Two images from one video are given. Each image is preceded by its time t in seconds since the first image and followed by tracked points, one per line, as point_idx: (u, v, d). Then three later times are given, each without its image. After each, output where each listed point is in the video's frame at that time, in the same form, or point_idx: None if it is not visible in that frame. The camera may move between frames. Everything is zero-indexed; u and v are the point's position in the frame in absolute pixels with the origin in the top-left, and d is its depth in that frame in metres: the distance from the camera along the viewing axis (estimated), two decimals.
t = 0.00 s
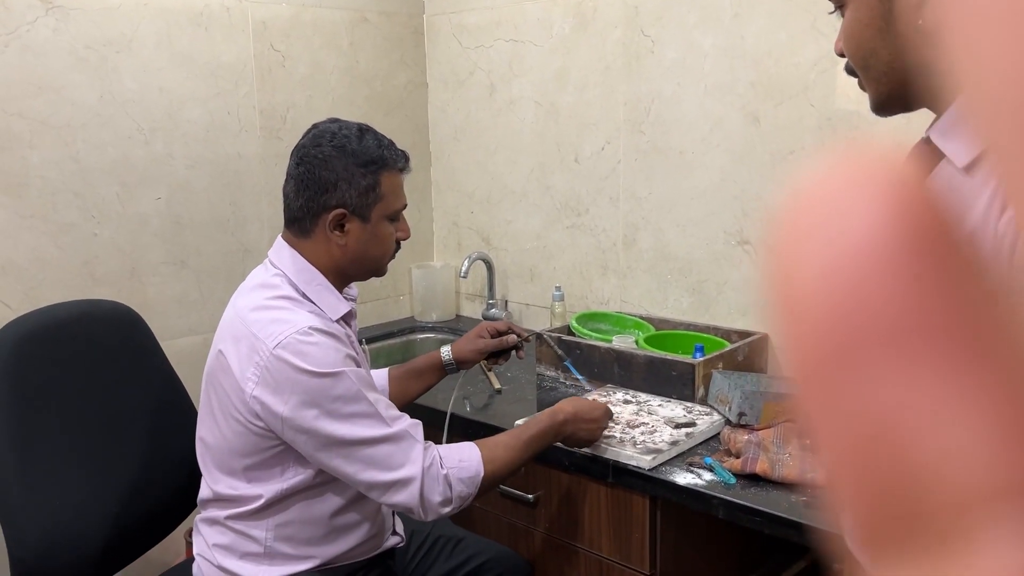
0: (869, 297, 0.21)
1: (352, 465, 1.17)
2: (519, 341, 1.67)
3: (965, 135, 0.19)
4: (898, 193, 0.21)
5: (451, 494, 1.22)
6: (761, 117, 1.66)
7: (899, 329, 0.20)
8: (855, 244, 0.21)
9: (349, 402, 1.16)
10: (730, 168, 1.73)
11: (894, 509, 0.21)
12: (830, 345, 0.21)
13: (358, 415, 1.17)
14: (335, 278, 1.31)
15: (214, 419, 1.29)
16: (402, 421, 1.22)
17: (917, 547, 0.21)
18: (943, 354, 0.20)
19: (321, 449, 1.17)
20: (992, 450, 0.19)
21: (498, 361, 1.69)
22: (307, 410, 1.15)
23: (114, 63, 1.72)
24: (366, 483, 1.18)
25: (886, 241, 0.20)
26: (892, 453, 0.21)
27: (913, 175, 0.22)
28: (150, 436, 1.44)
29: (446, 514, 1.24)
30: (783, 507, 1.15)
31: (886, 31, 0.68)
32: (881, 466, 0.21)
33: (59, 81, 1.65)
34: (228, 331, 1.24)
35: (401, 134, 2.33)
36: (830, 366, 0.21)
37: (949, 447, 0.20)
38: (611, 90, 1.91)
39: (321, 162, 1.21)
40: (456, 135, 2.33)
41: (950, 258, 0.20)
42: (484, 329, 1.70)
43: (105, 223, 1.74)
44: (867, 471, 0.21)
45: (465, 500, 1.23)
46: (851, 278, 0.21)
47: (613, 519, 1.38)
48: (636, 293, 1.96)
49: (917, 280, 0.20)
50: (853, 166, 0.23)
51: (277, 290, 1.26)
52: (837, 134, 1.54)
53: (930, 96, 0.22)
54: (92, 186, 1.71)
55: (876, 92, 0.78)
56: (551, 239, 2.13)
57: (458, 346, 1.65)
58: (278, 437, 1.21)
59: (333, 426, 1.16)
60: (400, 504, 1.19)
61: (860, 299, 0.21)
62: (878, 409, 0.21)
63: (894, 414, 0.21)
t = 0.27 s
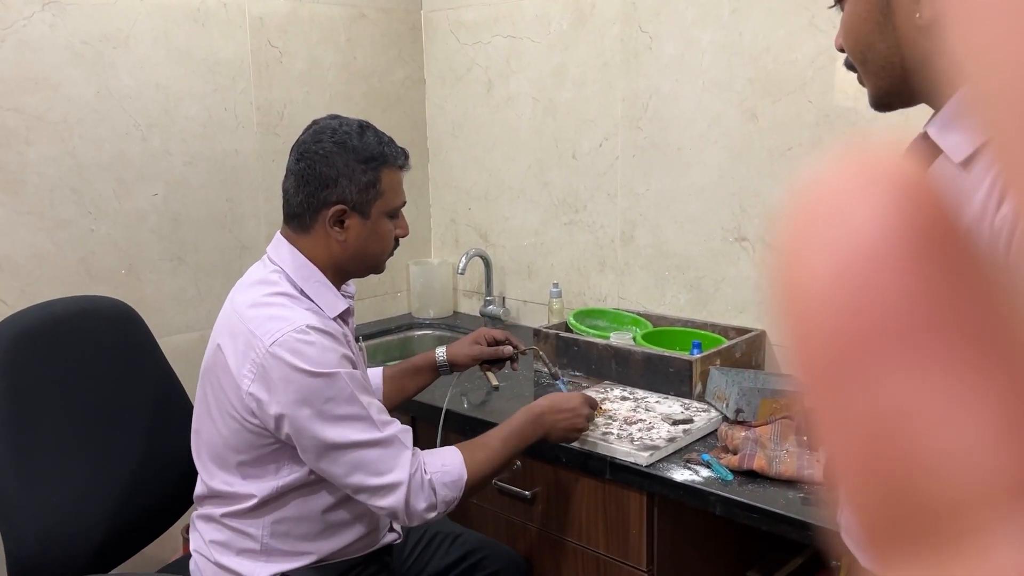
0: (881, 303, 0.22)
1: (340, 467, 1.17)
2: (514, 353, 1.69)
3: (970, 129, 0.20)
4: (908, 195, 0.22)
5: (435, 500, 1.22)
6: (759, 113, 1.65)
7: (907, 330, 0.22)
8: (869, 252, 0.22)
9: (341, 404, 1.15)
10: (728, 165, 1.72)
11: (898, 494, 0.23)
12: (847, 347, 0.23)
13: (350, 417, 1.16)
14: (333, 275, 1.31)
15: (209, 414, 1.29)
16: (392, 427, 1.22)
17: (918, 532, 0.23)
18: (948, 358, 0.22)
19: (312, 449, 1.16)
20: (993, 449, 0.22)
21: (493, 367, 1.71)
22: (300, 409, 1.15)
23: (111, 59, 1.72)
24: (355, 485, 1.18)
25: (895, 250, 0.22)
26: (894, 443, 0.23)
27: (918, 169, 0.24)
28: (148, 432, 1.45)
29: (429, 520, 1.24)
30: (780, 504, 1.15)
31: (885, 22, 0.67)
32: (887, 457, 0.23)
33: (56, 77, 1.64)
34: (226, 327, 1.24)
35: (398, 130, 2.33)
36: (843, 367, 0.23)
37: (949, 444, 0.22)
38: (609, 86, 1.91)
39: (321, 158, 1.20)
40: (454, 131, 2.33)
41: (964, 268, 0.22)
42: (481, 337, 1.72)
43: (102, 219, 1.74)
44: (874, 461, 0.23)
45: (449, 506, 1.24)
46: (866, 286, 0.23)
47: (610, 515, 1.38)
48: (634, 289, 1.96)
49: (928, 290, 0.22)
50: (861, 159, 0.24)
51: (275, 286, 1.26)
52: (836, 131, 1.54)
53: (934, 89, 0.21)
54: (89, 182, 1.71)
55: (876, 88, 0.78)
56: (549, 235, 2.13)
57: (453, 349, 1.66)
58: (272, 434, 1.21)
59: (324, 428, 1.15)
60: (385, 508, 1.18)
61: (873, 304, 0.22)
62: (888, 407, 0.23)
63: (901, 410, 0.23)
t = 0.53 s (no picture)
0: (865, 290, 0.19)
1: (339, 465, 1.17)
2: (514, 337, 1.66)
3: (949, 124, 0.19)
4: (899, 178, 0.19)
5: (438, 496, 1.22)
6: (759, 111, 1.65)
7: (893, 318, 0.19)
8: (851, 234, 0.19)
9: (340, 400, 1.15)
10: (728, 163, 1.72)
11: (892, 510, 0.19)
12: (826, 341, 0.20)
13: (349, 413, 1.16)
14: (331, 273, 1.31)
15: (208, 413, 1.29)
16: (393, 421, 1.22)
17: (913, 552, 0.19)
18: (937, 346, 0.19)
19: (311, 447, 1.16)
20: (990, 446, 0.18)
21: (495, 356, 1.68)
22: (298, 406, 1.15)
23: (110, 57, 1.71)
24: (355, 482, 1.17)
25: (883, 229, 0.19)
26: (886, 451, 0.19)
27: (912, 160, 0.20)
28: (146, 431, 1.44)
29: (432, 515, 1.24)
30: (781, 502, 1.15)
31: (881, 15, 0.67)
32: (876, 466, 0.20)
33: (55, 75, 1.64)
34: (223, 325, 1.24)
35: (398, 129, 2.33)
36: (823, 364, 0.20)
37: (942, 446, 0.19)
38: (608, 85, 1.91)
39: (319, 155, 1.20)
40: (453, 130, 2.33)
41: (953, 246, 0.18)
42: (479, 325, 1.71)
43: (101, 218, 1.74)
44: (860, 472, 0.20)
45: (451, 502, 1.24)
46: (850, 267, 0.19)
47: (610, 513, 1.38)
48: (633, 287, 1.95)
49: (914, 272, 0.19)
50: (846, 145, 0.21)
51: (273, 284, 1.26)
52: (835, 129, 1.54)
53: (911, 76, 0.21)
54: (88, 180, 1.71)
55: (875, 82, 0.78)
56: (548, 233, 2.13)
57: (453, 341, 1.65)
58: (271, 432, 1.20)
59: (323, 425, 1.15)
60: (386, 504, 1.18)
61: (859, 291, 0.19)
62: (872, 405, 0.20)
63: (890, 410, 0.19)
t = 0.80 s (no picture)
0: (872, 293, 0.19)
1: (338, 464, 1.17)
2: (514, 340, 1.67)
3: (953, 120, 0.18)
4: (905, 185, 0.19)
5: (435, 494, 1.22)
6: (758, 110, 1.65)
7: (899, 321, 0.19)
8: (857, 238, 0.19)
9: (340, 400, 1.15)
10: (727, 162, 1.72)
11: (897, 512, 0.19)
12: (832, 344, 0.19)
13: (348, 413, 1.16)
14: (331, 272, 1.31)
15: (207, 411, 1.28)
16: (391, 421, 1.22)
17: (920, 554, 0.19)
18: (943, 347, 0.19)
19: (310, 445, 1.16)
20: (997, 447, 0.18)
21: (494, 357, 1.69)
22: (297, 405, 1.15)
23: (108, 55, 1.71)
24: (354, 481, 1.17)
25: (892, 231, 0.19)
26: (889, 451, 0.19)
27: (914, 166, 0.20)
28: (145, 430, 1.44)
29: (429, 514, 1.24)
30: (779, 501, 1.15)
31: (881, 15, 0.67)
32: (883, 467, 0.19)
33: (54, 73, 1.64)
34: (222, 324, 1.24)
35: (397, 128, 2.32)
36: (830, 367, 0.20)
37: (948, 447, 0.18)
38: (607, 83, 1.91)
39: (319, 154, 1.20)
40: (452, 129, 2.33)
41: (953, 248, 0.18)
42: (480, 327, 1.71)
43: (100, 216, 1.74)
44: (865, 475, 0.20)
45: (448, 498, 1.24)
46: (856, 270, 0.19)
47: (609, 512, 1.38)
48: (632, 286, 1.95)
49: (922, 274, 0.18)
50: (849, 148, 0.21)
51: (272, 283, 1.26)
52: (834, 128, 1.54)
53: (911, 73, 0.21)
54: (87, 179, 1.71)
55: (875, 82, 0.78)
56: (547, 232, 2.13)
57: (452, 342, 1.65)
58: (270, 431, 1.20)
59: (323, 424, 1.15)
60: (385, 502, 1.18)
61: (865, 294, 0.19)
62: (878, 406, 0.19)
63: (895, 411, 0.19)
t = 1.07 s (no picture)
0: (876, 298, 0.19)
1: (335, 465, 1.17)
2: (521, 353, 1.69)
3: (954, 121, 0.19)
4: (912, 189, 0.19)
5: (430, 500, 1.22)
6: (758, 109, 1.65)
7: (905, 324, 0.18)
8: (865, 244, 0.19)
9: (338, 401, 1.15)
10: (728, 161, 1.72)
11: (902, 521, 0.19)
12: (839, 350, 0.19)
13: (345, 415, 1.16)
14: (332, 271, 1.31)
15: (207, 410, 1.29)
16: (387, 425, 1.21)
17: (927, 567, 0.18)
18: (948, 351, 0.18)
19: (306, 447, 1.16)
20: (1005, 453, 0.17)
21: (500, 367, 1.70)
22: (295, 406, 1.15)
23: (109, 55, 1.71)
24: (350, 482, 1.18)
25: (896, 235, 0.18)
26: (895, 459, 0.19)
27: (919, 172, 0.20)
28: (146, 429, 1.44)
29: (424, 519, 1.24)
30: (780, 500, 1.15)
31: (884, 15, 0.67)
32: (889, 475, 0.19)
33: (54, 73, 1.64)
34: (224, 323, 1.24)
35: (397, 127, 2.32)
36: (836, 373, 0.19)
37: (952, 454, 0.18)
38: (607, 82, 1.91)
39: (322, 153, 1.20)
40: (453, 128, 2.33)
41: (963, 250, 0.18)
42: (487, 337, 1.72)
43: (101, 216, 1.73)
44: (871, 480, 0.19)
45: (442, 506, 1.24)
46: (862, 273, 0.19)
47: (610, 510, 1.38)
48: (633, 285, 1.96)
49: (927, 277, 0.18)
50: (855, 154, 0.21)
51: (274, 282, 1.26)
52: (835, 128, 1.54)
53: (920, 76, 0.21)
54: (87, 178, 1.71)
55: (875, 81, 0.78)
56: (548, 231, 2.13)
57: (459, 349, 1.66)
58: (269, 431, 1.20)
59: (321, 425, 1.15)
60: (379, 506, 1.18)
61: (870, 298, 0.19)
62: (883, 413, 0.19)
63: (900, 417, 0.19)
